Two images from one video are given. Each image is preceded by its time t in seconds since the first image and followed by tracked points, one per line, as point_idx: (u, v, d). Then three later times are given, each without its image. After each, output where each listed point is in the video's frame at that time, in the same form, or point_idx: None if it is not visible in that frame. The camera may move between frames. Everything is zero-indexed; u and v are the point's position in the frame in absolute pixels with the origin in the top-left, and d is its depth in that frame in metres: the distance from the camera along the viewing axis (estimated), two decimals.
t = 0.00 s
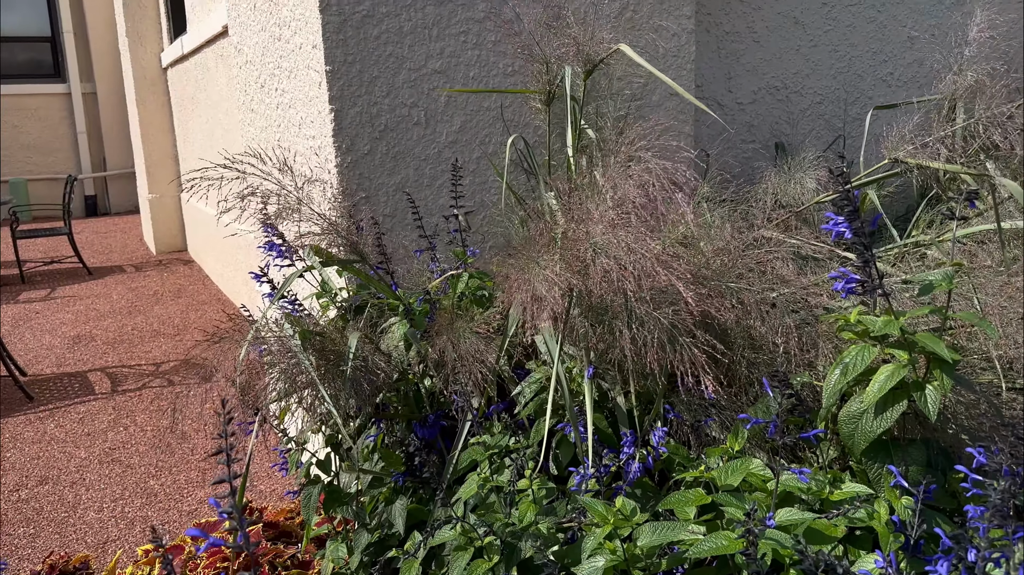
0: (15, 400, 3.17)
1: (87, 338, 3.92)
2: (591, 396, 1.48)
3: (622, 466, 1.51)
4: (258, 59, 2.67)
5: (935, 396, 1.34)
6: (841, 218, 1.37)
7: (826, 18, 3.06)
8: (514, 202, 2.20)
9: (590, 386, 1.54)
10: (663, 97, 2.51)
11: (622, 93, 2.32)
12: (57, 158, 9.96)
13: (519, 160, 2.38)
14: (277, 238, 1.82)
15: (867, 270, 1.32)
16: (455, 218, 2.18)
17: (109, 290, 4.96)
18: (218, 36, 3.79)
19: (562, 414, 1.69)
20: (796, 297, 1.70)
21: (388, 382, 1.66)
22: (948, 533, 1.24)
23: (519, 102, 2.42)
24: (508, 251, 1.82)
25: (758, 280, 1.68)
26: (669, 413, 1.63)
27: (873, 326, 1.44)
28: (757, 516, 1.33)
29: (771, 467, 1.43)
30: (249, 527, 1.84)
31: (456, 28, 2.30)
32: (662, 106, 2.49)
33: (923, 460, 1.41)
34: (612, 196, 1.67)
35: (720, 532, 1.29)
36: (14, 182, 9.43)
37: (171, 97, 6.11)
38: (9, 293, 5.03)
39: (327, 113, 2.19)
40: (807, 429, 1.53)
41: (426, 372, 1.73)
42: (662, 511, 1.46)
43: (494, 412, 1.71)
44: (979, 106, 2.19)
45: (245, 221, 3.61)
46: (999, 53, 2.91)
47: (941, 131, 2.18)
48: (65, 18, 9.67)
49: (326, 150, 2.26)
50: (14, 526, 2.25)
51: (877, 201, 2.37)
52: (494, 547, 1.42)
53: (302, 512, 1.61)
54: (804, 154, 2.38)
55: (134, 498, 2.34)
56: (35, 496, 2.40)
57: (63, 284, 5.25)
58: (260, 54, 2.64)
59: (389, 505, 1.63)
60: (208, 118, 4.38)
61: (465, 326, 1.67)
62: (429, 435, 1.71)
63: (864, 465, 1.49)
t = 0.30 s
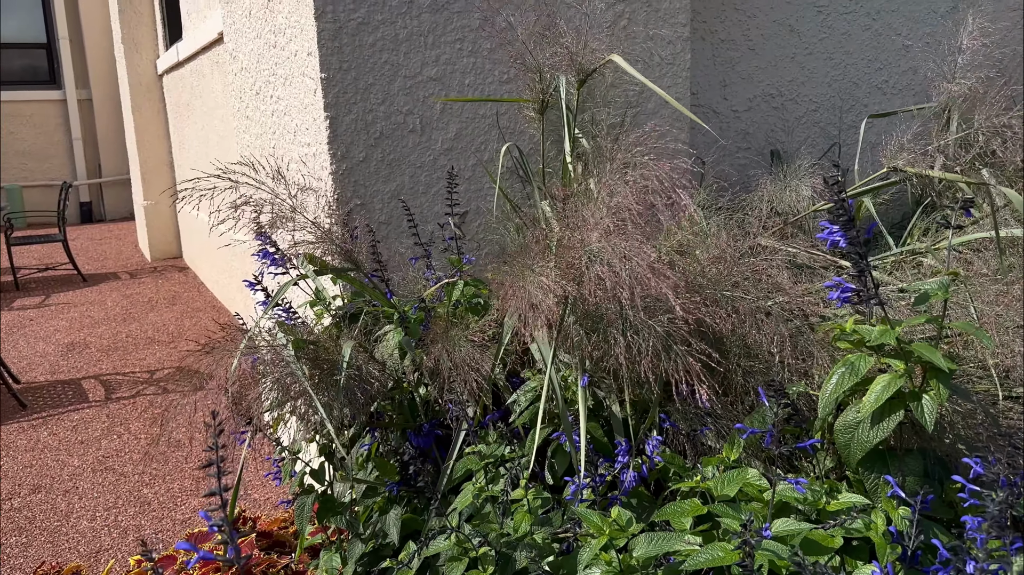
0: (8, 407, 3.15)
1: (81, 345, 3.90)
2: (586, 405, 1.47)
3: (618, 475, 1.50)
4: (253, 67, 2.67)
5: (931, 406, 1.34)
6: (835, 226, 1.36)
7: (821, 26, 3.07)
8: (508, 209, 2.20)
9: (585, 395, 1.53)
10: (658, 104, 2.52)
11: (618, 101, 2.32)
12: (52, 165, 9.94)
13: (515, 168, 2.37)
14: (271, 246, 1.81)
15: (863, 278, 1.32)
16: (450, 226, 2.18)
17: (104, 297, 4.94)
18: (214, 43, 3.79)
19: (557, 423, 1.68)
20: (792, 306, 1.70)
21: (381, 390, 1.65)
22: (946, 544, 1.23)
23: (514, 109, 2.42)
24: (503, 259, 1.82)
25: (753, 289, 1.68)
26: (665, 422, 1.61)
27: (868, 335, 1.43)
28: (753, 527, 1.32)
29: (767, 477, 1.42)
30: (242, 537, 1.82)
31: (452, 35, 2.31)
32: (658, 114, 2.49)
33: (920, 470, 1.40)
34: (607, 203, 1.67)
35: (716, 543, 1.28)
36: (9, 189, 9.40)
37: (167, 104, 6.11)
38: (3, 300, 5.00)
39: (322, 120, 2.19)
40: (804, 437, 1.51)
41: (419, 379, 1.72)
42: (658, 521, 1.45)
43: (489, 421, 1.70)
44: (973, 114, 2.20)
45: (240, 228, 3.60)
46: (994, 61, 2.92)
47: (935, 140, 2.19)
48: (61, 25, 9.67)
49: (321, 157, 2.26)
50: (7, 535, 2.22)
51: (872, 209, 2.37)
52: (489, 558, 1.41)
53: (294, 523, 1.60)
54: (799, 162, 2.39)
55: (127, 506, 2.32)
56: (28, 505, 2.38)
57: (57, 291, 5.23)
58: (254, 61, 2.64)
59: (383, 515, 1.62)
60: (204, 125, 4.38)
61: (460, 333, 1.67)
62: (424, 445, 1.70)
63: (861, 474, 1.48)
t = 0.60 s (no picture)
0: (3, 415, 3.13)
1: (77, 353, 3.88)
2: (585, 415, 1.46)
3: (616, 486, 1.49)
4: (251, 74, 2.66)
5: (932, 417, 1.33)
6: (834, 236, 1.36)
7: (819, 35, 3.08)
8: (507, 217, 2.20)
9: (584, 405, 1.52)
10: (656, 112, 2.52)
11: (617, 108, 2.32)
12: (50, 171, 9.93)
13: (512, 175, 2.37)
14: (268, 254, 1.80)
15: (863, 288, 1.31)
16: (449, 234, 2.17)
17: (100, 304, 4.92)
18: (212, 50, 3.79)
19: (556, 432, 1.67)
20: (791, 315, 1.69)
21: (379, 400, 1.64)
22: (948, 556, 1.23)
23: (512, 117, 2.42)
24: (501, 267, 1.81)
25: (752, 297, 1.67)
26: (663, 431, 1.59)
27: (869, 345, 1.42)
28: (754, 538, 1.31)
29: (767, 488, 1.42)
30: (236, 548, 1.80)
31: (450, 44, 2.31)
32: (656, 123, 2.50)
33: (922, 481, 1.40)
34: (606, 211, 1.66)
35: (717, 556, 1.27)
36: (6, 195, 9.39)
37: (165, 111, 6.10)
38: None
39: (320, 128, 2.19)
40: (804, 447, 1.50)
41: (417, 389, 1.71)
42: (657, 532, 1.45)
43: (487, 431, 1.69)
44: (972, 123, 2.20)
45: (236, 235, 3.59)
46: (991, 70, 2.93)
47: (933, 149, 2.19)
48: (59, 32, 9.68)
49: (318, 165, 2.25)
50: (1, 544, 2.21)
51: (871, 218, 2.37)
52: (487, 569, 1.40)
53: (290, 533, 1.59)
54: (797, 171, 2.39)
55: (122, 515, 2.30)
56: (22, 514, 2.36)
57: (54, 298, 5.22)
58: (252, 67, 2.64)
59: (379, 525, 1.61)
60: (202, 132, 4.38)
61: (458, 342, 1.66)
62: (421, 455, 1.69)
63: (862, 485, 1.48)
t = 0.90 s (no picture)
0: (2, 423, 3.11)
1: (76, 360, 3.87)
2: (591, 426, 1.45)
3: (624, 499, 1.47)
4: (253, 81, 2.66)
5: (946, 430, 1.32)
6: (846, 245, 1.34)
7: (821, 43, 3.08)
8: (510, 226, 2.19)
9: (591, 417, 1.51)
10: (660, 121, 2.52)
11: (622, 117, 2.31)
12: (50, 178, 9.93)
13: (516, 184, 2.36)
14: (271, 261, 1.79)
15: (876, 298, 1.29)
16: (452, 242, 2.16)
17: (99, 311, 4.91)
18: (213, 57, 3.79)
19: (561, 443, 1.66)
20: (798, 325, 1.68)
21: (382, 410, 1.63)
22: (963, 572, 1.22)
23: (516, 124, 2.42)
24: (505, 276, 1.80)
25: (760, 307, 1.66)
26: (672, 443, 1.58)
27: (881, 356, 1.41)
28: (765, 554, 1.30)
29: (777, 501, 1.40)
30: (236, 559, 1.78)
31: (453, 52, 2.30)
32: (661, 132, 2.50)
33: (935, 495, 1.39)
34: (611, 220, 1.65)
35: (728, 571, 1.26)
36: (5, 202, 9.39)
37: (165, 118, 6.11)
38: None
39: (323, 135, 2.18)
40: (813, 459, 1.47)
41: (420, 398, 1.70)
42: (666, 546, 1.43)
43: (492, 441, 1.67)
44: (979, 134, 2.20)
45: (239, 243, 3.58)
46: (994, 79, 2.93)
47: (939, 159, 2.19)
48: (60, 38, 9.69)
49: (321, 172, 2.25)
50: None
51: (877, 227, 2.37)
52: None
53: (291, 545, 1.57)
54: (801, 180, 2.38)
55: (121, 524, 2.28)
56: (20, 523, 2.34)
57: (53, 305, 5.20)
58: (254, 74, 2.63)
59: (383, 538, 1.59)
60: (203, 139, 4.38)
61: (462, 351, 1.64)
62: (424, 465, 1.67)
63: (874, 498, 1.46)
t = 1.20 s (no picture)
0: (2, 431, 3.10)
1: (77, 367, 3.85)
2: (601, 442, 1.43)
3: (634, 516, 1.45)
4: (258, 90, 2.66)
5: (965, 450, 1.31)
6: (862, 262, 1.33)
7: (827, 54, 3.08)
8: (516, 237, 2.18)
9: (602, 433, 1.49)
10: (666, 130, 2.51)
11: (629, 127, 2.31)
12: (52, 184, 9.94)
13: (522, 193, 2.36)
14: (276, 272, 1.78)
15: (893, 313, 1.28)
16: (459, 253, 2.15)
17: (101, 318, 4.90)
18: (217, 64, 3.79)
19: (571, 458, 1.64)
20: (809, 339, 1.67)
21: (388, 424, 1.61)
22: None
23: (523, 134, 2.41)
24: (513, 288, 1.79)
25: (770, 321, 1.64)
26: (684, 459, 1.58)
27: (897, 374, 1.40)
28: None
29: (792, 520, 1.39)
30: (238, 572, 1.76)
31: (459, 61, 2.30)
32: (668, 141, 2.49)
33: (953, 516, 1.38)
34: (620, 232, 1.64)
35: None
36: (7, 207, 9.39)
37: (168, 125, 6.11)
38: None
39: (328, 144, 2.17)
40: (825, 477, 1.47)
41: (428, 412, 1.68)
42: (678, 565, 1.42)
43: (500, 456, 1.66)
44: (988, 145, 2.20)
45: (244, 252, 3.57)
46: (1001, 90, 2.93)
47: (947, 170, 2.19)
48: (63, 44, 9.72)
49: (326, 181, 2.24)
50: None
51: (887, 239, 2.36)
52: None
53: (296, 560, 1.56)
54: (808, 191, 2.37)
55: (122, 535, 2.27)
56: (20, 532, 2.32)
57: (54, 311, 5.19)
58: (259, 82, 2.63)
59: (388, 553, 1.58)
60: (206, 146, 4.38)
61: (470, 365, 1.63)
62: (431, 479, 1.65)
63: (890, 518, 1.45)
